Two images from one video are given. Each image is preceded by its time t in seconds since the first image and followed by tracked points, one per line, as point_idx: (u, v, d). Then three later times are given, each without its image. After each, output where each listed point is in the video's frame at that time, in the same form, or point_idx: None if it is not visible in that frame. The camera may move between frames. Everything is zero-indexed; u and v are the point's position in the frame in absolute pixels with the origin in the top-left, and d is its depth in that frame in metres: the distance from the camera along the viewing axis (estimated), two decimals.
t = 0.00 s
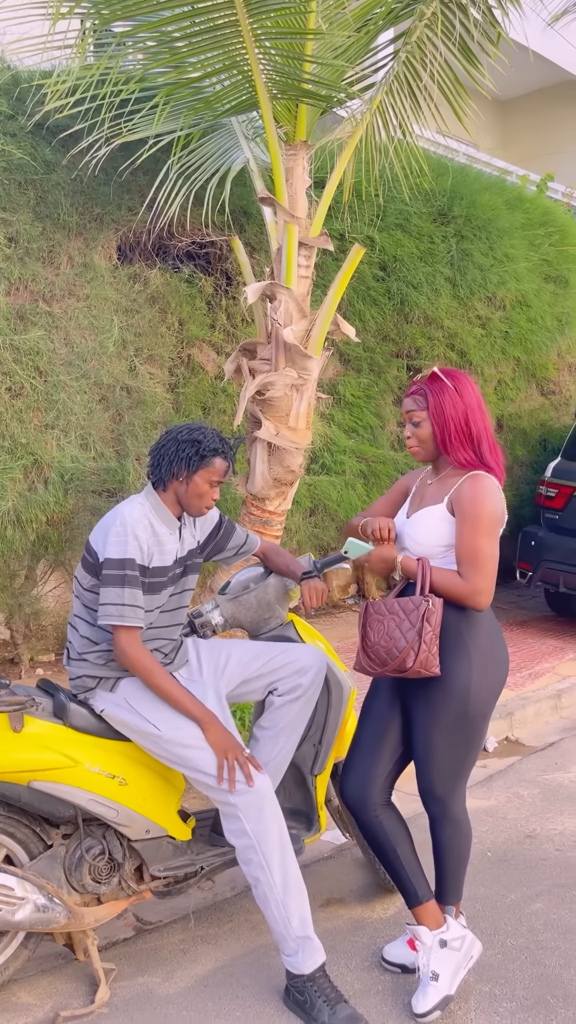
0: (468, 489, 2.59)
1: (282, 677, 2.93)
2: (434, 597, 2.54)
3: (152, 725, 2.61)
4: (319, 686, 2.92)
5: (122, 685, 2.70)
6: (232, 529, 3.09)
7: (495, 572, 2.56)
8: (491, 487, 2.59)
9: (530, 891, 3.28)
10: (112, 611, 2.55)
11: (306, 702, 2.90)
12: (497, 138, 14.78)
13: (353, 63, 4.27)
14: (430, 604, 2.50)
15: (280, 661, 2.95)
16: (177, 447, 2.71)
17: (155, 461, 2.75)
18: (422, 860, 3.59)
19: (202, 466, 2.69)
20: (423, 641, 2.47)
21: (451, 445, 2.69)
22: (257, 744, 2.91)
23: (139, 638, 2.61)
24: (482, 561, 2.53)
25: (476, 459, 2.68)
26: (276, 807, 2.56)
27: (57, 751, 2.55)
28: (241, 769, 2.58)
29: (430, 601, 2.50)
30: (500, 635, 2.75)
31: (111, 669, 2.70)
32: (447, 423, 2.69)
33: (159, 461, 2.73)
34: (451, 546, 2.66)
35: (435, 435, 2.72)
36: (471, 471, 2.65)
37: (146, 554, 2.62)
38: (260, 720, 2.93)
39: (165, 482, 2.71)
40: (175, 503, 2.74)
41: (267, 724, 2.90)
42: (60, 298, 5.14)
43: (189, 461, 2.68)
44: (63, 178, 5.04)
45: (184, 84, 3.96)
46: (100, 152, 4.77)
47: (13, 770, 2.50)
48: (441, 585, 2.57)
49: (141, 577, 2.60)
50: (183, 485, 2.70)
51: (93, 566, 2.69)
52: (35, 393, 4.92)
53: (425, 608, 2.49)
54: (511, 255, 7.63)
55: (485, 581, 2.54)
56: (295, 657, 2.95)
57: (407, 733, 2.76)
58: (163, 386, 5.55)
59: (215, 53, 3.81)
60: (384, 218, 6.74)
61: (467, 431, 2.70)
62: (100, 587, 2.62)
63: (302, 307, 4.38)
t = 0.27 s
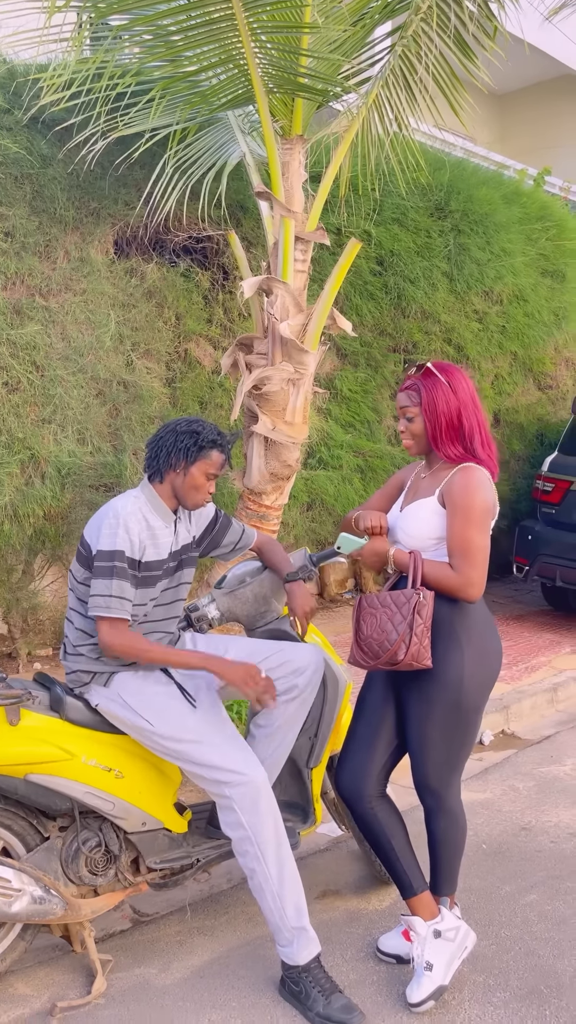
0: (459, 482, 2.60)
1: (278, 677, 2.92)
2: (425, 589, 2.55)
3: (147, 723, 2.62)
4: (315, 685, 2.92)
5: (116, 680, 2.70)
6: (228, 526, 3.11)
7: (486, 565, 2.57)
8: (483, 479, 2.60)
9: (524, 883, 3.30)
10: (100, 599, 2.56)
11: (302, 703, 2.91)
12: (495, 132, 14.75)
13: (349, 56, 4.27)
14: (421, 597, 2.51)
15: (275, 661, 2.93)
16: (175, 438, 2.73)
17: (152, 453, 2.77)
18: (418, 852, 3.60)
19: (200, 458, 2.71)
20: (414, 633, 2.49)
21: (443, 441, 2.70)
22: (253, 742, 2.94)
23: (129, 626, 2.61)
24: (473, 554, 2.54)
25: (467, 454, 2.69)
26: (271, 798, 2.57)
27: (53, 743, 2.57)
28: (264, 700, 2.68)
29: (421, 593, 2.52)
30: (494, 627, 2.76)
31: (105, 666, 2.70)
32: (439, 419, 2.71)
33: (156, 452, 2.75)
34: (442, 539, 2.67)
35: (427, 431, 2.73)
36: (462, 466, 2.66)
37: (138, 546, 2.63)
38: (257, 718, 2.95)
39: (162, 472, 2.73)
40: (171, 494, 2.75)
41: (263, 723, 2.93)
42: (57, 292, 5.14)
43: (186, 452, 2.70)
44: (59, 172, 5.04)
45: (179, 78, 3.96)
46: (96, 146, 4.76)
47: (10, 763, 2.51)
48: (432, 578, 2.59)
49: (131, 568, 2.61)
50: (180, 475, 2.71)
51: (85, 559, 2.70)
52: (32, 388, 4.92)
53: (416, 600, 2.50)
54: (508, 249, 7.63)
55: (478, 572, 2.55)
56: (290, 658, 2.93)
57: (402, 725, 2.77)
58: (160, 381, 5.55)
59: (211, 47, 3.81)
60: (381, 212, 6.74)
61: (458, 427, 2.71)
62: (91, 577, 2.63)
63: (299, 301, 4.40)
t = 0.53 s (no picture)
0: (454, 475, 2.61)
1: (276, 664, 2.95)
2: (421, 582, 2.56)
3: (144, 712, 2.63)
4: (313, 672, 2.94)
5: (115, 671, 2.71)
6: (225, 517, 3.11)
7: (481, 557, 2.58)
8: (478, 472, 2.61)
9: (520, 873, 3.32)
10: (132, 582, 2.57)
11: (300, 688, 2.92)
12: (494, 125, 14.73)
13: (346, 48, 4.26)
14: (416, 590, 2.53)
15: (273, 648, 2.96)
16: (174, 429, 2.73)
17: (151, 443, 2.77)
18: (414, 843, 3.62)
19: (200, 449, 2.71)
20: (410, 626, 2.50)
21: (437, 434, 2.71)
22: (250, 730, 2.93)
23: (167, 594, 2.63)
24: (468, 547, 2.55)
25: (462, 446, 2.70)
26: (268, 789, 2.58)
27: (51, 735, 2.58)
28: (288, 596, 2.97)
29: (416, 587, 2.53)
30: (490, 619, 2.77)
31: (104, 657, 2.71)
32: (432, 411, 2.71)
33: (155, 443, 2.75)
34: (437, 532, 2.68)
35: (422, 423, 2.74)
36: (457, 458, 2.67)
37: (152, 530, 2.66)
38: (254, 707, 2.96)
39: (161, 463, 2.73)
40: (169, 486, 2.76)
41: (261, 711, 2.93)
42: (55, 285, 5.14)
43: (186, 443, 2.71)
44: (56, 164, 5.03)
45: (177, 70, 3.95)
46: (93, 139, 4.76)
47: (7, 754, 2.53)
48: (428, 571, 2.59)
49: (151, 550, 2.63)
50: (180, 466, 2.71)
51: (92, 552, 2.71)
52: (29, 381, 4.93)
53: (411, 594, 2.52)
54: (506, 242, 7.62)
55: (472, 567, 2.55)
56: (288, 645, 2.96)
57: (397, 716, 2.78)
58: (158, 374, 5.55)
59: (208, 39, 3.80)
60: (379, 205, 6.73)
61: (452, 419, 2.71)
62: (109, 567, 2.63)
63: (297, 294, 4.39)
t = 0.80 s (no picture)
0: (450, 469, 2.62)
1: (275, 653, 2.98)
2: (418, 576, 2.57)
3: (144, 702, 2.65)
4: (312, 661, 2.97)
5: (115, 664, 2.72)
6: (223, 510, 3.12)
7: (478, 551, 2.58)
8: (474, 466, 2.62)
9: (517, 865, 3.34)
10: (133, 576, 2.57)
11: (301, 676, 2.95)
12: (494, 117, 14.70)
13: (345, 40, 4.25)
14: (414, 583, 2.53)
15: (273, 638, 2.99)
16: (173, 423, 2.73)
17: (152, 436, 2.78)
18: (412, 835, 3.64)
19: (199, 443, 2.72)
20: (408, 620, 2.51)
21: (432, 428, 2.72)
22: (250, 719, 2.94)
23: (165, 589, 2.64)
24: (465, 541, 2.56)
25: (458, 439, 2.71)
26: (267, 780, 2.59)
27: (50, 727, 2.59)
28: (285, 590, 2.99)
29: (414, 580, 2.53)
30: (486, 612, 2.78)
31: (104, 650, 2.72)
32: (427, 406, 2.72)
33: (154, 437, 2.76)
34: (435, 525, 2.69)
35: (417, 417, 2.75)
36: (453, 452, 2.68)
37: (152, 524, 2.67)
38: (254, 696, 2.97)
39: (161, 457, 2.74)
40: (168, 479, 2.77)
41: (261, 699, 2.94)
42: (54, 279, 5.13)
43: (185, 436, 2.71)
44: (54, 157, 5.02)
45: (176, 63, 3.94)
46: (92, 132, 4.75)
47: (7, 746, 2.54)
48: (425, 565, 2.60)
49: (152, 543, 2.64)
50: (179, 459, 2.72)
51: (94, 546, 2.71)
52: (29, 374, 4.93)
53: (409, 587, 2.52)
54: (505, 235, 7.61)
55: (469, 560, 2.56)
56: (287, 635, 3.00)
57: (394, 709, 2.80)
58: (157, 367, 5.55)
59: (207, 31, 3.80)
60: (378, 198, 6.72)
61: (447, 413, 2.72)
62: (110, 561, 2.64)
63: (295, 287, 4.39)
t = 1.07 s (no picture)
0: (448, 463, 2.63)
1: (273, 647, 2.99)
2: (415, 569, 2.58)
3: (144, 695, 2.65)
4: (310, 654, 2.98)
5: (114, 658, 2.73)
6: (222, 505, 3.12)
7: (475, 545, 2.59)
8: (472, 461, 2.63)
9: (515, 857, 3.35)
10: (131, 569, 2.58)
11: (297, 670, 2.96)
12: (495, 110, 14.67)
13: (345, 33, 4.24)
14: (411, 578, 2.54)
15: (270, 632, 3.01)
16: (162, 415, 2.75)
17: (141, 431, 2.78)
18: (410, 827, 3.66)
19: (189, 433, 2.73)
20: (405, 613, 2.52)
21: (430, 422, 2.72)
22: (248, 713, 2.96)
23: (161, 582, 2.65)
24: (462, 534, 2.57)
25: (455, 434, 2.71)
26: (266, 771, 2.61)
27: (50, 720, 2.60)
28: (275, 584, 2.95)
29: (411, 574, 2.55)
30: (484, 606, 2.79)
31: (103, 644, 2.73)
32: (425, 400, 2.73)
33: (145, 432, 2.77)
34: (432, 519, 2.69)
35: (415, 411, 2.76)
36: (451, 446, 2.68)
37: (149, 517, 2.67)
38: (252, 689, 2.99)
39: (154, 451, 2.75)
40: (164, 472, 2.78)
41: (258, 693, 2.96)
42: (53, 272, 5.13)
43: (175, 427, 2.72)
44: (54, 150, 5.01)
45: (176, 55, 3.94)
46: (92, 124, 4.74)
47: (7, 739, 2.55)
48: (423, 558, 2.61)
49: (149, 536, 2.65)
50: (172, 451, 2.73)
51: (91, 539, 2.71)
52: (28, 368, 4.93)
53: (406, 581, 2.54)
54: (506, 228, 7.60)
55: (466, 554, 2.57)
56: (284, 628, 3.01)
57: (392, 701, 2.81)
58: (157, 361, 5.55)
59: (207, 23, 3.79)
60: (378, 191, 6.71)
61: (445, 407, 2.72)
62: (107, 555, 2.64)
63: (295, 281, 4.39)
